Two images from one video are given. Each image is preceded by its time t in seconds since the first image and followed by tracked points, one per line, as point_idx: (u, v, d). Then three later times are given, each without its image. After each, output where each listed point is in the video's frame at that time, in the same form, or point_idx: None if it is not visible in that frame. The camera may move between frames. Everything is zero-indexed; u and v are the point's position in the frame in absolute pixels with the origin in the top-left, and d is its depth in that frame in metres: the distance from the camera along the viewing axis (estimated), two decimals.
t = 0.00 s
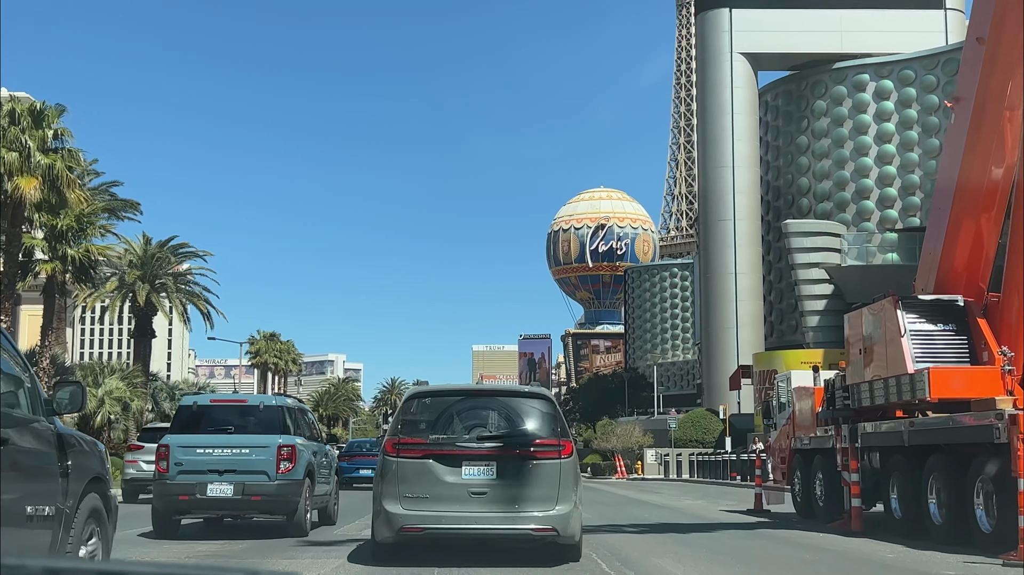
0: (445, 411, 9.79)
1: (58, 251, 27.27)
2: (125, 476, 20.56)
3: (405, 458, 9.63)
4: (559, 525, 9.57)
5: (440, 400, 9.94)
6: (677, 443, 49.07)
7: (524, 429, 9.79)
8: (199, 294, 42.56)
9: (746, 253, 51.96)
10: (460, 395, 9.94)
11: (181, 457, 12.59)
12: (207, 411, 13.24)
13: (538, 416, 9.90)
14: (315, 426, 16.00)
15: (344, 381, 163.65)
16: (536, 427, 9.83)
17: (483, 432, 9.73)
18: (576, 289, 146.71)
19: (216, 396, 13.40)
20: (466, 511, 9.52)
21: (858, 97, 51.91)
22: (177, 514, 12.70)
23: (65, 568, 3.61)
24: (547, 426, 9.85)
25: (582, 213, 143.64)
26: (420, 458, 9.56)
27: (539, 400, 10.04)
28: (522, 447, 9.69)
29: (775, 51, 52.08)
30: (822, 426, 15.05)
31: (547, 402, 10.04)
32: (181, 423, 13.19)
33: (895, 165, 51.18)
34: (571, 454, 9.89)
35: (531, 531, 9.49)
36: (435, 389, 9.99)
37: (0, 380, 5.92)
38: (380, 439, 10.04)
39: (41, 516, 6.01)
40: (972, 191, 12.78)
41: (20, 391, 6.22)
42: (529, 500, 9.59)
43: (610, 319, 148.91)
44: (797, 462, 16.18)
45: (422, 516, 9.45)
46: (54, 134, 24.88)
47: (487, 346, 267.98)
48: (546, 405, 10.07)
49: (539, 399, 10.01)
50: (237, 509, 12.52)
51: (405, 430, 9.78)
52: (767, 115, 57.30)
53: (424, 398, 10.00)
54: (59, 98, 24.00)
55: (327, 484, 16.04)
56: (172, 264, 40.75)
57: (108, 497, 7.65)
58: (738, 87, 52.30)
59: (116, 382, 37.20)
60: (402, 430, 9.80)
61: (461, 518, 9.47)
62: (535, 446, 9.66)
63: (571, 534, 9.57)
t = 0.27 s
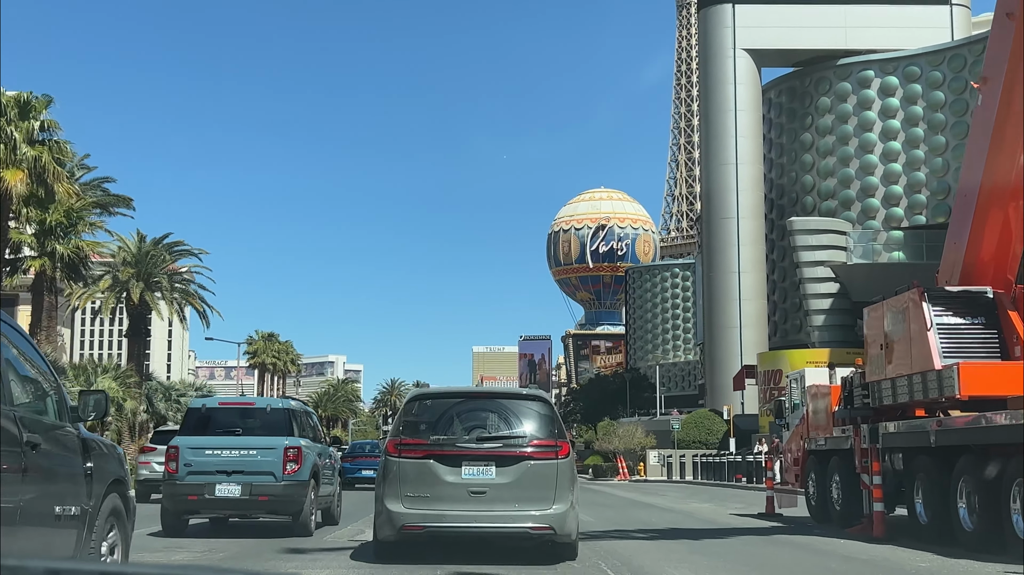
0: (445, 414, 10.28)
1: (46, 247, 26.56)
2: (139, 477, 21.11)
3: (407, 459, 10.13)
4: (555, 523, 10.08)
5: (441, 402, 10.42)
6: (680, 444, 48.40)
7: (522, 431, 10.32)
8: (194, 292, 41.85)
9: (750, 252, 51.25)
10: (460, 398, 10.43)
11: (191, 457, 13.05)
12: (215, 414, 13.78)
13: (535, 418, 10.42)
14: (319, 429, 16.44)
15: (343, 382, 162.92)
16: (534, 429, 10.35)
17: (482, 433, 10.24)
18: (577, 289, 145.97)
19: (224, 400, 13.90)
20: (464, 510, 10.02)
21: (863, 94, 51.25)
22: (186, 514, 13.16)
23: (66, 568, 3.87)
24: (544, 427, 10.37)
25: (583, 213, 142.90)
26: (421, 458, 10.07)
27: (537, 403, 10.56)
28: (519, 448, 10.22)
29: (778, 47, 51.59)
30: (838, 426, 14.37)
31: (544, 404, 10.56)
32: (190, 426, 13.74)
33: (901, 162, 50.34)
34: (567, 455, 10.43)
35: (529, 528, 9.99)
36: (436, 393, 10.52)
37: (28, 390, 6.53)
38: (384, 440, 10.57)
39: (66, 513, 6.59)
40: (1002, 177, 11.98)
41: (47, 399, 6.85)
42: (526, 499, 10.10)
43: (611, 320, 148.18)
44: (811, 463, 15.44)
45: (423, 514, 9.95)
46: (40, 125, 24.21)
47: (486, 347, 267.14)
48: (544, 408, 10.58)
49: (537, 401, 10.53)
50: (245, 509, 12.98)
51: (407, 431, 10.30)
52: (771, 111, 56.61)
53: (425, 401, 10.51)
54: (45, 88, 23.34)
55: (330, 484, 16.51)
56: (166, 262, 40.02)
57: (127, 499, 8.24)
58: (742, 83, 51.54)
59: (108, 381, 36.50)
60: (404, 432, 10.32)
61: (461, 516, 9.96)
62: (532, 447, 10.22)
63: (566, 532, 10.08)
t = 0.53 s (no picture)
0: (443, 416, 9.85)
1: (31, 241, 25.66)
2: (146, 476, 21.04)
3: (406, 460, 9.72)
4: (552, 524, 9.71)
5: (439, 404, 9.99)
6: (684, 445, 47.48)
7: (519, 435, 9.91)
8: (188, 290, 41.02)
9: (754, 249, 50.42)
10: (459, 399, 10.00)
11: (195, 459, 12.90)
12: (219, 417, 13.59)
13: (533, 420, 10.00)
14: (321, 429, 16.30)
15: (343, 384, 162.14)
16: (532, 431, 9.94)
17: (480, 435, 9.82)
18: (577, 289, 145.11)
19: (227, 401, 13.73)
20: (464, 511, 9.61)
21: (869, 89, 50.49)
22: (191, 515, 13.03)
23: (67, 564, 4.14)
24: (541, 429, 9.96)
25: (583, 213, 142.04)
26: (420, 460, 9.65)
27: (535, 405, 10.16)
28: (517, 450, 9.80)
29: (783, 40, 51.01)
30: (858, 426, 13.51)
31: (541, 407, 10.14)
32: (194, 428, 13.53)
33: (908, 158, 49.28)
34: (564, 456, 10.03)
35: (526, 530, 9.61)
36: (435, 394, 10.08)
37: (56, 397, 7.06)
38: (381, 442, 10.15)
39: (90, 513, 7.10)
40: None
41: (71, 404, 7.38)
42: (524, 500, 9.71)
43: (612, 320, 147.30)
44: (829, 466, 14.56)
45: (422, 515, 9.55)
46: (24, 113, 23.36)
47: (486, 348, 266.15)
48: (541, 409, 10.18)
49: (534, 404, 10.12)
50: (249, 509, 12.80)
51: (405, 434, 9.88)
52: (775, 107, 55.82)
53: (423, 403, 10.08)
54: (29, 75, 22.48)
55: (333, 485, 16.34)
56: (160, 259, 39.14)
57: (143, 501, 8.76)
58: (746, 78, 50.76)
59: (98, 380, 35.64)
60: (402, 434, 9.90)
61: (459, 517, 9.56)
62: (529, 449, 9.81)
63: (563, 531, 9.71)
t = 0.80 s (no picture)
0: (445, 416, 9.95)
1: (16, 234, 24.84)
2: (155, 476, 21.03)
3: (408, 460, 9.82)
4: (551, 523, 9.76)
5: (441, 405, 10.09)
6: (688, 446, 46.60)
7: (518, 434, 9.97)
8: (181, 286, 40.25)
9: (759, 246, 49.64)
10: (460, 401, 10.10)
11: (201, 460, 13.10)
12: (222, 418, 13.71)
13: (533, 421, 10.03)
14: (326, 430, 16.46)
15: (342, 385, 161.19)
16: (532, 431, 9.98)
17: (480, 436, 9.90)
18: (578, 289, 144.28)
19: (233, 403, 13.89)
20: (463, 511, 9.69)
21: (876, 83, 49.66)
22: (197, 515, 13.27)
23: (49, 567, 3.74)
24: (541, 430, 9.99)
25: (584, 212, 141.15)
26: (421, 460, 9.74)
27: (535, 407, 10.22)
28: (515, 450, 9.83)
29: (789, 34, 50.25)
30: (884, 425, 12.68)
31: (540, 409, 10.19)
32: (199, 429, 13.67)
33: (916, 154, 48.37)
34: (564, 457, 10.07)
35: (526, 528, 9.66)
36: (438, 396, 10.17)
37: (70, 400, 7.32)
38: (386, 444, 10.26)
39: (103, 512, 7.35)
40: None
41: (84, 406, 7.65)
42: (523, 499, 9.75)
43: (613, 320, 146.50)
44: (851, 467, 13.75)
45: (423, 515, 9.63)
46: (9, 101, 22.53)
47: (487, 348, 265.23)
48: (541, 411, 10.24)
49: (534, 405, 10.18)
50: (254, 510, 13.01)
51: (408, 434, 9.99)
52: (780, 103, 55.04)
53: (426, 406, 10.18)
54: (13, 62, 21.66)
55: (338, 485, 16.51)
56: (153, 255, 38.29)
57: (150, 498, 9.01)
58: (751, 73, 50.00)
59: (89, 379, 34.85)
60: (405, 435, 10.02)
61: (459, 517, 9.64)
62: (528, 449, 9.85)
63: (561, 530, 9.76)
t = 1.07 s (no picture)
0: (445, 417, 9.97)
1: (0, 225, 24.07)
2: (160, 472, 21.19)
3: (410, 460, 9.82)
4: (550, 523, 9.81)
5: (440, 407, 10.09)
6: (693, 445, 45.76)
7: (518, 435, 10.02)
8: (176, 282, 39.47)
9: (764, 242, 48.78)
10: (460, 402, 10.11)
11: (206, 460, 12.83)
12: (227, 418, 13.42)
13: (532, 422, 10.10)
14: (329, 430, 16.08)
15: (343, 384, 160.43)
16: (530, 434, 10.04)
17: (480, 437, 9.94)
18: (580, 288, 143.48)
19: (237, 403, 13.59)
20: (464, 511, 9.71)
21: (883, 76, 48.90)
22: (203, 515, 12.99)
23: None
24: (539, 432, 10.06)
25: (586, 210, 140.25)
26: (422, 461, 9.76)
27: (532, 408, 10.26)
28: (514, 452, 9.89)
29: (794, 26, 49.48)
30: (912, 421, 11.81)
31: (538, 410, 10.22)
32: (205, 429, 13.43)
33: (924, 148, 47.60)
34: (562, 458, 10.15)
35: (526, 527, 9.70)
36: (438, 398, 10.18)
37: (89, 405, 8.11)
38: (386, 445, 10.26)
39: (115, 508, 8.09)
40: None
41: (102, 412, 8.41)
42: (522, 500, 9.80)
43: (615, 319, 145.70)
44: (877, 467, 12.94)
45: (425, 515, 9.65)
46: None
47: (488, 348, 264.76)
48: (539, 413, 10.29)
49: (532, 407, 10.22)
50: (259, 510, 12.71)
51: (408, 435, 9.99)
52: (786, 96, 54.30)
53: (426, 406, 10.16)
54: None
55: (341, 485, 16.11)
56: (147, 250, 37.52)
57: (162, 497, 9.78)
58: (756, 65, 49.17)
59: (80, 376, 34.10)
60: (406, 436, 10.01)
61: (460, 517, 9.67)
62: (527, 451, 9.90)
63: (561, 530, 9.82)
